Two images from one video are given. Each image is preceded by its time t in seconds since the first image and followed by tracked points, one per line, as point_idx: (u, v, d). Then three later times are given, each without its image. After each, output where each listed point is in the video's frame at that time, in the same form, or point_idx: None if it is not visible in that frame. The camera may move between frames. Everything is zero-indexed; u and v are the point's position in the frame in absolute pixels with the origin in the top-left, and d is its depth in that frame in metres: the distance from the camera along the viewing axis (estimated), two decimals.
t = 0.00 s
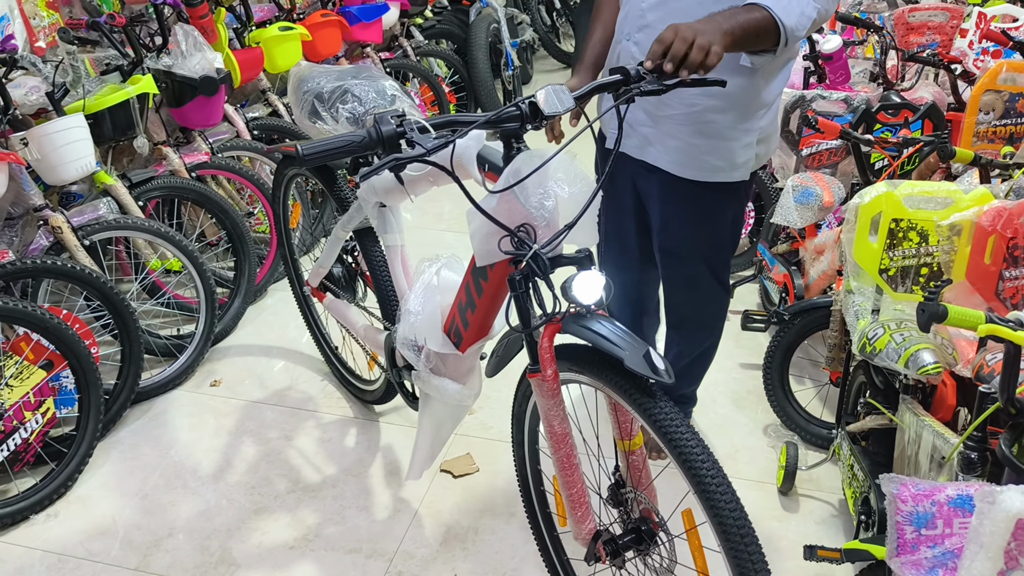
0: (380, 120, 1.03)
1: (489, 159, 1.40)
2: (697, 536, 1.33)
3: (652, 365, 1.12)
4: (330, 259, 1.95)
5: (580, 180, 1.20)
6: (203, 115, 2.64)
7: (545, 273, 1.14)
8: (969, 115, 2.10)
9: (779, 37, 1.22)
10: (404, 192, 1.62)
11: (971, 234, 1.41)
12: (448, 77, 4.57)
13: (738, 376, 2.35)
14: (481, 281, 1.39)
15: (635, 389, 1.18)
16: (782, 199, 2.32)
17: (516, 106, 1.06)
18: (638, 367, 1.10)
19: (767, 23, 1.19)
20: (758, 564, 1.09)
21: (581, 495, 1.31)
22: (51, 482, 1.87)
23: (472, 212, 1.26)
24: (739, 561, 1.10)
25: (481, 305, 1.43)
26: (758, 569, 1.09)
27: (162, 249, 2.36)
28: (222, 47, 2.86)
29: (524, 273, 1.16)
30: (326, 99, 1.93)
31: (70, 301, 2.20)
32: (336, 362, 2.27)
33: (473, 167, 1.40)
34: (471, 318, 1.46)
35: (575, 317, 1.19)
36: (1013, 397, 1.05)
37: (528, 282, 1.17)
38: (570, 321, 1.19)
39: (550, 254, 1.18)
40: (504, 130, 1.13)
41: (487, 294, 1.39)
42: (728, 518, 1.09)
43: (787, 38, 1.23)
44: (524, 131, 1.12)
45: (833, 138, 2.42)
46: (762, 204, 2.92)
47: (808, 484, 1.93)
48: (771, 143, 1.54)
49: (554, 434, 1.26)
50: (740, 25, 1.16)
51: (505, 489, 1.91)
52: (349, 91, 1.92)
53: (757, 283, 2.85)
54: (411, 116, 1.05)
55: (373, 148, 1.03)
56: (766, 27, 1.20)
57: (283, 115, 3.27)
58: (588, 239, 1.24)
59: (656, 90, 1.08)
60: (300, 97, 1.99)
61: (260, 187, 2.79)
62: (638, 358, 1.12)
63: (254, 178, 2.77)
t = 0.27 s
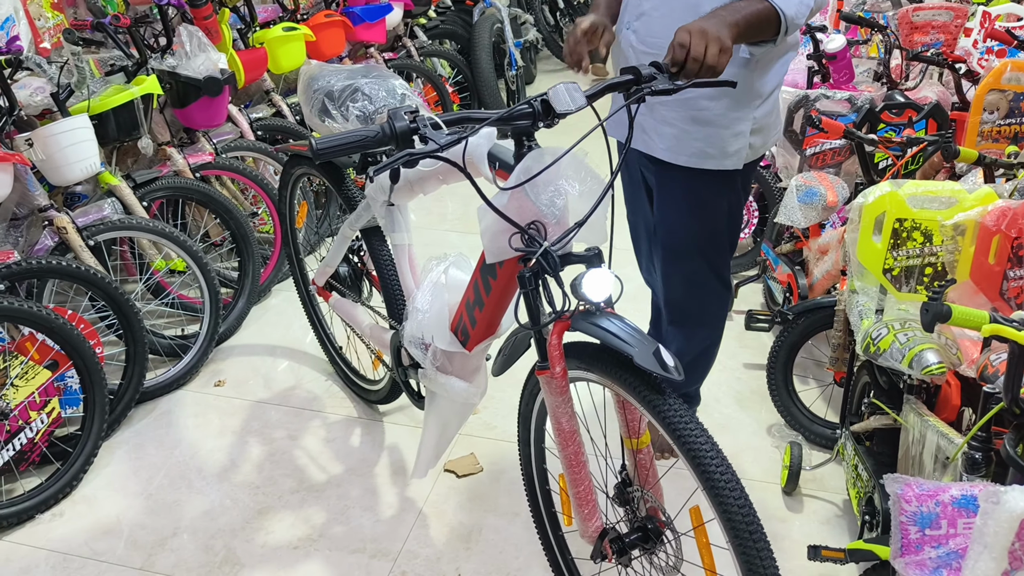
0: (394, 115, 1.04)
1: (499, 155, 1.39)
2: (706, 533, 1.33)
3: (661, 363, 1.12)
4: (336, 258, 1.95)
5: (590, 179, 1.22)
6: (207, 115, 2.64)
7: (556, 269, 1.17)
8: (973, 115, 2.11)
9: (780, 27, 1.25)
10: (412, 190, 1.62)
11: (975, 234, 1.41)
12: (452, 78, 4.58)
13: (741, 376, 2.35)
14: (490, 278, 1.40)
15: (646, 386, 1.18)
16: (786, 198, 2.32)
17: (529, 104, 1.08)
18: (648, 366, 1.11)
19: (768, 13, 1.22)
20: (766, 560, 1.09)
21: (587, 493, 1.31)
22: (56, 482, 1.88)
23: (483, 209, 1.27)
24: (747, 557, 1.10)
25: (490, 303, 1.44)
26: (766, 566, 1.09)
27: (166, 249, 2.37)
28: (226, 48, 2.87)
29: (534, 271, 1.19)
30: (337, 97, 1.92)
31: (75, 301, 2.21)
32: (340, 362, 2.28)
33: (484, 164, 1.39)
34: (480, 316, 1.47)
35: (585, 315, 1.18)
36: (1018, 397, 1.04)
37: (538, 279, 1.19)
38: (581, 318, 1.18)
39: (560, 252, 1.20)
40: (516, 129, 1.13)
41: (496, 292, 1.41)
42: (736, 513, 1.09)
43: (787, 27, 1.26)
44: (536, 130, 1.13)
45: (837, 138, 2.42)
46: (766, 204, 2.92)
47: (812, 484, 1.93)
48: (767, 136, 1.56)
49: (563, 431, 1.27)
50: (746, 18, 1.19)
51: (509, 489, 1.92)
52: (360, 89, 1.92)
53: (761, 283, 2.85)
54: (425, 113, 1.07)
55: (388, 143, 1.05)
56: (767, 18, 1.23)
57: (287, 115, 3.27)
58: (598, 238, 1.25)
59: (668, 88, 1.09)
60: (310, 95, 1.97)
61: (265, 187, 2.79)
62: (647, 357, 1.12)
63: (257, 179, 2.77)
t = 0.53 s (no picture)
0: (414, 107, 1.05)
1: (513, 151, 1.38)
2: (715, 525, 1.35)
3: (677, 355, 1.11)
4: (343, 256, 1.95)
5: (603, 175, 1.21)
6: (210, 115, 2.64)
7: (569, 265, 1.15)
8: (978, 114, 2.12)
9: (779, 16, 1.32)
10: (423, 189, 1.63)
11: (979, 233, 1.42)
12: (455, 77, 4.58)
13: (744, 375, 2.35)
14: (500, 274, 1.41)
15: (662, 380, 1.17)
16: (788, 198, 2.33)
17: (546, 99, 1.07)
18: (665, 358, 1.10)
19: (768, 7, 1.29)
20: (782, 552, 1.09)
21: (595, 488, 1.31)
22: (59, 481, 1.88)
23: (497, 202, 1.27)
24: (761, 551, 1.09)
25: (498, 300, 1.44)
26: (782, 558, 1.09)
27: (169, 249, 2.38)
28: (229, 48, 2.87)
29: (546, 264, 1.19)
30: (349, 96, 1.90)
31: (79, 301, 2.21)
32: (342, 362, 2.29)
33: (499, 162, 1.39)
34: (488, 313, 1.48)
35: (597, 308, 1.18)
36: (1021, 398, 1.02)
37: (551, 274, 1.20)
38: (593, 312, 1.17)
39: (573, 247, 1.20)
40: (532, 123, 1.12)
41: (505, 289, 1.42)
42: (751, 505, 1.09)
43: (787, 15, 1.34)
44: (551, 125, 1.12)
45: (839, 137, 2.41)
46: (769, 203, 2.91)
47: (814, 483, 1.93)
48: (766, 122, 1.58)
49: (573, 426, 1.27)
50: (747, 16, 1.25)
51: (512, 489, 1.91)
52: (372, 86, 1.91)
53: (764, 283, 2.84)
54: (444, 105, 1.06)
55: (407, 135, 1.05)
56: (768, 10, 1.29)
57: (290, 115, 3.28)
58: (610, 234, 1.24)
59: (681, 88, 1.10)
60: (322, 92, 1.96)
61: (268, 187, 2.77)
62: (663, 349, 1.11)
63: (262, 179, 2.75)
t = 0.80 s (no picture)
0: (429, 95, 1.04)
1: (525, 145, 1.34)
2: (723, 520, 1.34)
3: (686, 348, 1.10)
4: (348, 251, 1.94)
5: (613, 169, 1.21)
6: (211, 112, 2.64)
7: (580, 258, 1.15)
8: (980, 110, 2.13)
9: None
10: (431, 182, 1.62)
11: (981, 229, 1.40)
12: (455, 76, 4.58)
13: (745, 373, 2.34)
14: (508, 268, 1.40)
15: (671, 374, 1.16)
16: (791, 195, 2.32)
17: (560, 92, 1.07)
18: (674, 351, 1.09)
19: None
20: (790, 550, 1.08)
21: (601, 483, 1.31)
22: (58, 479, 1.88)
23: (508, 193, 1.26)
24: (768, 546, 1.09)
25: (506, 294, 1.43)
26: (791, 557, 1.08)
27: (168, 247, 2.37)
28: (229, 45, 2.87)
29: (557, 257, 1.18)
30: (360, 89, 1.88)
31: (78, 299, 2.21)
32: (342, 360, 2.28)
33: (510, 153, 1.37)
34: (495, 308, 1.46)
35: (607, 303, 1.17)
36: None
37: (561, 267, 1.18)
38: (603, 306, 1.17)
39: (584, 241, 1.20)
40: (544, 116, 1.12)
41: (513, 283, 1.40)
42: (760, 499, 1.08)
43: None
44: (564, 118, 1.12)
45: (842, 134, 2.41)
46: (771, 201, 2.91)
47: (817, 482, 1.92)
48: (766, 110, 1.59)
49: (580, 420, 1.26)
50: (753, 13, 1.32)
51: (512, 487, 1.91)
52: (382, 81, 1.89)
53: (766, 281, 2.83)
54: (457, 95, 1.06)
55: (424, 123, 1.04)
56: None
57: (290, 112, 3.27)
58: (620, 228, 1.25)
59: (693, 83, 1.09)
60: (332, 86, 1.94)
61: (269, 185, 2.77)
62: (672, 342, 1.10)
63: (261, 177, 2.74)
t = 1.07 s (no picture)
0: (442, 82, 1.03)
1: (535, 138, 1.32)
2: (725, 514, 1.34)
3: (692, 339, 1.10)
4: (351, 247, 1.93)
5: (623, 162, 1.20)
6: (210, 109, 2.64)
7: (587, 250, 1.16)
8: (981, 107, 2.13)
9: None
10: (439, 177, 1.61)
11: (981, 224, 1.41)
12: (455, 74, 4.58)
13: (745, 370, 2.34)
14: (514, 262, 1.39)
15: (678, 366, 1.16)
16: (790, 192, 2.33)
17: (571, 84, 1.08)
18: (680, 342, 1.09)
19: None
20: (794, 542, 1.07)
21: (604, 476, 1.29)
22: (57, 475, 1.88)
23: (517, 185, 1.26)
24: (771, 538, 1.09)
25: (511, 288, 1.43)
26: (794, 551, 1.08)
27: (168, 244, 2.37)
28: (228, 43, 2.87)
29: (564, 249, 1.18)
30: (370, 84, 1.81)
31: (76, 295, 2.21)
32: (342, 356, 2.29)
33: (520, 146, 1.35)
34: (500, 302, 1.46)
35: (614, 295, 1.17)
36: None
37: (568, 259, 1.19)
38: (610, 299, 1.17)
39: (592, 233, 1.20)
40: (554, 109, 1.13)
41: (519, 277, 1.40)
42: (764, 490, 1.08)
43: None
44: (574, 111, 1.12)
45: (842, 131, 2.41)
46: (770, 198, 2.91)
47: (816, 478, 1.92)
48: (762, 103, 1.62)
49: (584, 412, 1.26)
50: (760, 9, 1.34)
51: (511, 484, 1.91)
52: (392, 74, 1.82)
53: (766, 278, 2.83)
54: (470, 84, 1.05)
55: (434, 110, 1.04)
56: None
57: (289, 110, 3.27)
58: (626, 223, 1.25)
59: (704, 79, 1.10)
60: (341, 79, 1.87)
61: (267, 182, 2.75)
62: (678, 333, 1.10)
63: (262, 175, 2.74)
